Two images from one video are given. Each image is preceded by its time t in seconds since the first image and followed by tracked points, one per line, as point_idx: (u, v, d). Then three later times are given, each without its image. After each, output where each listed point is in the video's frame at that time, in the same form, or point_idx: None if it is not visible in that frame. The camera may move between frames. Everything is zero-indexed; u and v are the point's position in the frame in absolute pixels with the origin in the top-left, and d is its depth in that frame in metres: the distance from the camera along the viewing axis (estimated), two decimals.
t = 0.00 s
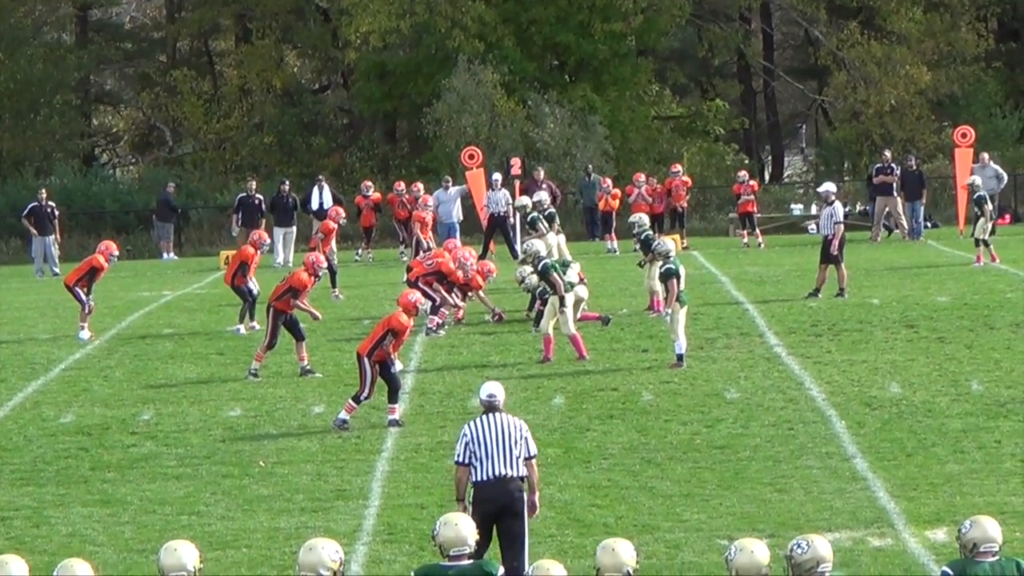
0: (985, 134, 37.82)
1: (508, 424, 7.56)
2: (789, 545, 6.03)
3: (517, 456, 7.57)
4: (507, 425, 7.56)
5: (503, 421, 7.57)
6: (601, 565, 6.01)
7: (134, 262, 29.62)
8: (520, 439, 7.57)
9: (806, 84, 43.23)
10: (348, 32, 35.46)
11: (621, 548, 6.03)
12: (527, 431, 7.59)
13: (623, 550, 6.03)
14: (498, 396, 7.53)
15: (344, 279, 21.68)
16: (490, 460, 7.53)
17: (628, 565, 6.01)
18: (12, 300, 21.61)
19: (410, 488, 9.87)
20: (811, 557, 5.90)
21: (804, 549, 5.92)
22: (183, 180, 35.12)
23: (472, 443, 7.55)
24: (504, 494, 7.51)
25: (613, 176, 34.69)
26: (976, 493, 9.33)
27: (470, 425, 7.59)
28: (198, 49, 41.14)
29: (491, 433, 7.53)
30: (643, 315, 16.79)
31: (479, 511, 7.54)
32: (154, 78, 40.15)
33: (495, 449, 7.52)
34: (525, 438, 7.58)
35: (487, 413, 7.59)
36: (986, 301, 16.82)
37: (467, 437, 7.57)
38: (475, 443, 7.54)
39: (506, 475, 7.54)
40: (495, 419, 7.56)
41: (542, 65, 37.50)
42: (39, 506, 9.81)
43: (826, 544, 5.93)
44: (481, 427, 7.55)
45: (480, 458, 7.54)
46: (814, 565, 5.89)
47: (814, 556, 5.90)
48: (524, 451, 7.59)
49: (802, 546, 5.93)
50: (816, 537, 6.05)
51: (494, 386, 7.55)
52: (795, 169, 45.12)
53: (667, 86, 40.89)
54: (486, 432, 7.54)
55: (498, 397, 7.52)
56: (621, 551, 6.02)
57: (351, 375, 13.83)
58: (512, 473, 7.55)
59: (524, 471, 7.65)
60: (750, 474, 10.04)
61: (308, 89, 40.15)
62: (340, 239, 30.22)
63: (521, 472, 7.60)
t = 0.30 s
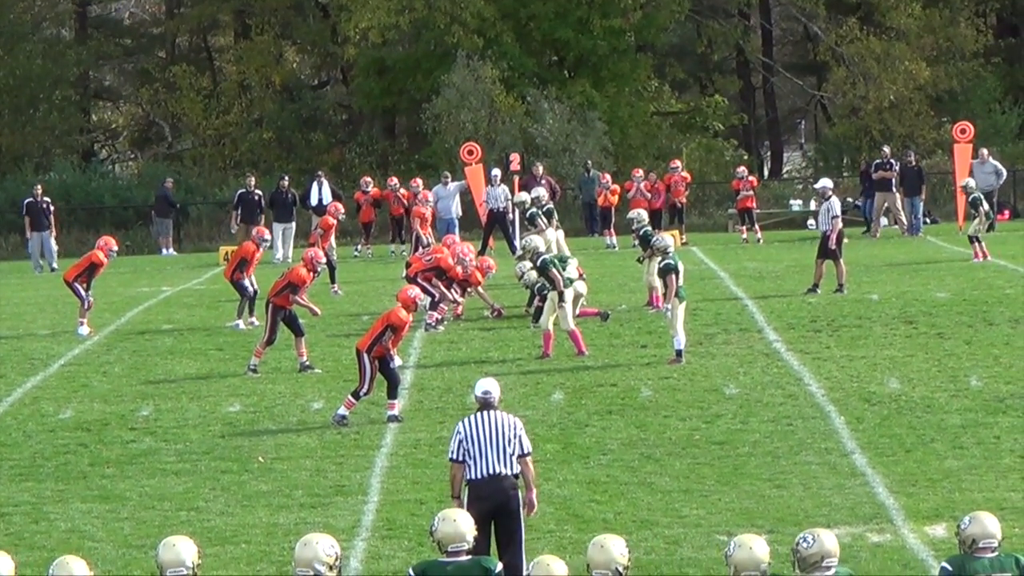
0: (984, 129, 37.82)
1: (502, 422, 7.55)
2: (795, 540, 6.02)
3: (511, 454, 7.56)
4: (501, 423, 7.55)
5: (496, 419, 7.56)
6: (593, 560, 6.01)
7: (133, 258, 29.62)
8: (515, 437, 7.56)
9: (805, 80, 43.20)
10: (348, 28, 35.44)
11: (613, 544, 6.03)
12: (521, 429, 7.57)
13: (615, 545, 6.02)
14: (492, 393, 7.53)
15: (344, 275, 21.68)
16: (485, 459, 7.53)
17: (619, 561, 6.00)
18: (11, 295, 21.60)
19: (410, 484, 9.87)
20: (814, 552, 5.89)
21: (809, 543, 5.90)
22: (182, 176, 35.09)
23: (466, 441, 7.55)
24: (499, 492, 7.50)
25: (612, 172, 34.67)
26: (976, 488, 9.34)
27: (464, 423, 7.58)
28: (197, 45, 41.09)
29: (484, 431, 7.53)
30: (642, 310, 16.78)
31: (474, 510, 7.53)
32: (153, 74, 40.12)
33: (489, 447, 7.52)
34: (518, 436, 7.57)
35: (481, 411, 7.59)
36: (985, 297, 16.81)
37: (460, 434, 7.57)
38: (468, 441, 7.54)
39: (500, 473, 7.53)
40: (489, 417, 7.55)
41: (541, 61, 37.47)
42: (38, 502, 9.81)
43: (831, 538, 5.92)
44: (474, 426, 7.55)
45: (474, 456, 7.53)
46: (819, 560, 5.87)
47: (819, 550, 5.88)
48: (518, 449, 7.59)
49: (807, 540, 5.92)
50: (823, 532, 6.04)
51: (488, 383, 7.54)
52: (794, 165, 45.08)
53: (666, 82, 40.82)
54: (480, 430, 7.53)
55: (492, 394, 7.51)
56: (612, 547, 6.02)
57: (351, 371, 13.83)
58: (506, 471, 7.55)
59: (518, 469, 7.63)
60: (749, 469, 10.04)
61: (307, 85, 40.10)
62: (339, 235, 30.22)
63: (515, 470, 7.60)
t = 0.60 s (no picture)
0: (983, 126, 37.85)
1: (495, 421, 7.54)
2: (802, 536, 6.02)
3: (504, 452, 7.55)
4: (493, 422, 7.54)
5: (489, 418, 7.55)
6: (594, 558, 6.02)
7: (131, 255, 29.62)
8: (507, 437, 7.55)
9: (804, 78, 43.19)
10: (347, 26, 35.43)
11: (615, 541, 6.03)
12: (514, 428, 7.56)
13: (616, 543, 6.03)
14: (486, 393, 7.50)
15: (343, 272, 21.67)
16: (478, 458, 7.53)
17: (621, 558, 6.00)
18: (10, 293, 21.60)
19: (408, 482, 9.87)
20: (821, 547, 5.90)
21: (815, 539, 5.91)
22: (181, 174, 35.09)
23: (459, 440, 7.56)
24: (493, 491, 7.50)
25: (611, 169, 34.67)
26: (975, 486, 9.34)
27: (457, 423, 7.59)
28: (196, 43, 41.07)
29: (477, 430, 7.53)
30: (642, 308, 16.77)
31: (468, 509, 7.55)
32: (152, 71, 40.12)
33: (482, 446, 7.52)
34: (512, 435, 7.56)
35: (475, 410, 7.58)
36: (984, 294, 16.82)
37: (454, 434, 7.58)
38: (462, 440, 7.55)
39: (494, 472, 7.53)
40: (481, 416, 7.54)
41: (540, 58, 37.45)
42: (37, 500, 9.80)
43: (838, 533, 5.92)
44: (467, 424, 7.55)
45: (467, 455, 7.54)
46: (826, 554, 5.88)
47: (825, 545, 5.89)
48: (512, 448, 7.57)
49: (814, 536, 5.93)
50: (829, 527, 6.04)
51: (481, 382, 7.52)
52: (793, 162, 45.08)
53: (665, 79, 40.80)
54: (472, 429, 7.54)
55: (485, 393, 7.49)
56: (614, 544, 6.02)
57: (350, 368, 13.82)
58: (500, 470, 7.54)
59: (512, 468, 7.61)
60: (748, 467, 10.04)
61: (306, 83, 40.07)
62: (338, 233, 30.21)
63: (509, 468, 7.59)
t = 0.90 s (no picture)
0: (984, 126, 37.88)
1: (495, 421, 7.54)
2: (804, 535, 6.01)
3: (503, 453, 7.55)
4: (493, 423, 7.53)
5: (489, 418, 7.54)
6: (623, 558, 6.04)
7: (133, 256, 29.63)
8: (507, 438, 7.54)
9: (804, 77, 43.18)
10: (348, 26, 35.44)
11: (644, 541, 6.06)
12: (514, 428, 7.55)
13: (645, 543, 6.05)
14: (485, 393, 7.49)
15: (344, 273, 21.67)
16: (477, 458, 7.53)
17: (650, 559, 6.03)
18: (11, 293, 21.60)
19: (410, 482, 9.87)
20: (823, 547, 5.89)
21: (817, 538, 5.91)
22: (181, 174, 35.10)
23: (458, 441, 7.55)
24: (494, 491, 7.51)
25: (612, 169, 34.68)
26: (976, 486, 9.33)
27: (457, 423, 7.59)
28: (197, 43, 41.07)
29: (476, 431, 7.53)
30: (642, 308, 16.76)
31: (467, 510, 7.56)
32: (153, 72, 40.15)
33: (481, 447, 7.52)
34: (512, 436, 7.55)
35: (475, 411, 7.57)
36: (985, 294, 16.83)
37: (453, 435, 7.57)
38: (461, 441, 7.54)
39: (493, 473, 7.53)
40: (481, 417, 7.54)
41: (541, 58, 37.45)
42: (38, 500, 9.80)
43: (839, 532, 5.92)
44: (466, 425, 7.54)
45: (466, 457, 7.54)
46: (828, 554, 5.88)
47: (828, 544, 5.89)
48: (511, 449, 7.56)
49: (815, 536, 5.92)
50: (831, 527, 6.04)
51: (481, 382, 7.50)
52: (794, 162, 45.08)
53: (666, 80, 40.80)
54: (472, 431, 7.53)
55: (485, 394, 7.48)
56: (643, 545, 6.05)
57: (351, 368, 13.83)
58: (500, 471, 7.54)
59: (512, 468, 7.61)
60: (749, 467, 10.04)
61: (307, 83, 40.07)
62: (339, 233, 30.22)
63: (509, 469, 7.59)
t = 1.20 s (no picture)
0: (982, 130, 37.93)
1: (492, 426, 7.53)
2: (801, 541, 5.99)
3: (500, 459, 7.55)
4: (490, 428, 7.53)
5: (486, 422, 7.54)
6: (646, 558, 5.93)
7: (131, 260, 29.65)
8: (504, 443, 7.54)
9: (803, 81, 43.22)
10: (346, 30, 35.43)
11: (666, 543, 5.95)
12: (510, 434, 7.55)
13: (668, 545, 5.95)
14: (483, 397, 7.49)
15: (343, 277, 21.68)
16: (473, 463, 7.53)
17: (674, 560, 5.93)
18: (10, 298, 21.60)
19: (408, 486, 9.87)
20: (820, 552, 5.87)
21: (814, 544, 5.89)
22: (179, 178, 35.11)
23: (455, 445, 7.55)
24: (490, 497, 7.51)
25: (610, 173, 34.69)
26: (974, 489, 9.34)
27: (454, 427, 7.58)
28: (196, 48, 41.08)
29: (474, 435, 7.53)
30: (640, 312, 16.78)
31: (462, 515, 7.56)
32: (151, 76, 40.19)
33: (479, 452, 7.52)
34: (508, 441, 7.55)
35: (472, 414, 7.57)
36: (983, 297, 16.84)
37: (450, 439, 7.57)
38: (458, 446, 7.54)
39: (490, 478, 7.54)
40: (476, 420, 7.54)
41: (539, 62, 37.48)
42: (37, 505, 9.80)
43: (836, 537, 5.90)
44: (463, 430, 7.55)
45: (464, 461, 7.54)
46: (825, 559, 5.86)
47: (825, 550, 5.87)
48: (508, 454, 7.56)
49: (811, 541, 5.90)
50: (827, 531, 6.02)
51: (479, 387, 7.52)
52: (791, 166, 45.14)
53: (664, 84, 40.83)
54: (469, 435, 7.53)
55: (483, 398, 7.49)
56: (667, 546, 5.94)
57: (349, 373, 13.82)
58: (496, 476, 7.55)
59: (508, 473, 7.61)
60: (747, 470, 10.04)
61: (305, 87, 40.08)
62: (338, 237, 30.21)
63: (505, 474, 7.59)
